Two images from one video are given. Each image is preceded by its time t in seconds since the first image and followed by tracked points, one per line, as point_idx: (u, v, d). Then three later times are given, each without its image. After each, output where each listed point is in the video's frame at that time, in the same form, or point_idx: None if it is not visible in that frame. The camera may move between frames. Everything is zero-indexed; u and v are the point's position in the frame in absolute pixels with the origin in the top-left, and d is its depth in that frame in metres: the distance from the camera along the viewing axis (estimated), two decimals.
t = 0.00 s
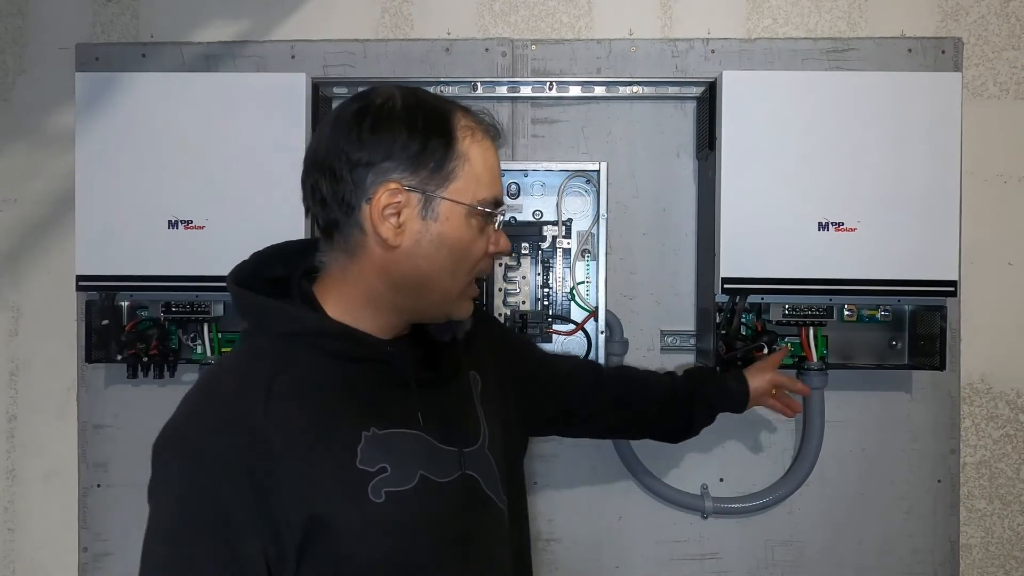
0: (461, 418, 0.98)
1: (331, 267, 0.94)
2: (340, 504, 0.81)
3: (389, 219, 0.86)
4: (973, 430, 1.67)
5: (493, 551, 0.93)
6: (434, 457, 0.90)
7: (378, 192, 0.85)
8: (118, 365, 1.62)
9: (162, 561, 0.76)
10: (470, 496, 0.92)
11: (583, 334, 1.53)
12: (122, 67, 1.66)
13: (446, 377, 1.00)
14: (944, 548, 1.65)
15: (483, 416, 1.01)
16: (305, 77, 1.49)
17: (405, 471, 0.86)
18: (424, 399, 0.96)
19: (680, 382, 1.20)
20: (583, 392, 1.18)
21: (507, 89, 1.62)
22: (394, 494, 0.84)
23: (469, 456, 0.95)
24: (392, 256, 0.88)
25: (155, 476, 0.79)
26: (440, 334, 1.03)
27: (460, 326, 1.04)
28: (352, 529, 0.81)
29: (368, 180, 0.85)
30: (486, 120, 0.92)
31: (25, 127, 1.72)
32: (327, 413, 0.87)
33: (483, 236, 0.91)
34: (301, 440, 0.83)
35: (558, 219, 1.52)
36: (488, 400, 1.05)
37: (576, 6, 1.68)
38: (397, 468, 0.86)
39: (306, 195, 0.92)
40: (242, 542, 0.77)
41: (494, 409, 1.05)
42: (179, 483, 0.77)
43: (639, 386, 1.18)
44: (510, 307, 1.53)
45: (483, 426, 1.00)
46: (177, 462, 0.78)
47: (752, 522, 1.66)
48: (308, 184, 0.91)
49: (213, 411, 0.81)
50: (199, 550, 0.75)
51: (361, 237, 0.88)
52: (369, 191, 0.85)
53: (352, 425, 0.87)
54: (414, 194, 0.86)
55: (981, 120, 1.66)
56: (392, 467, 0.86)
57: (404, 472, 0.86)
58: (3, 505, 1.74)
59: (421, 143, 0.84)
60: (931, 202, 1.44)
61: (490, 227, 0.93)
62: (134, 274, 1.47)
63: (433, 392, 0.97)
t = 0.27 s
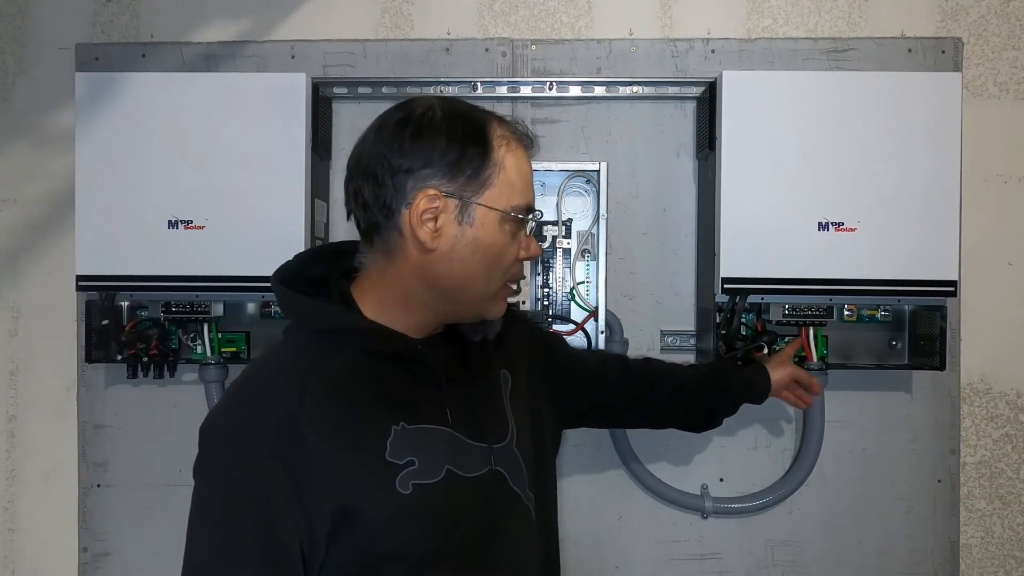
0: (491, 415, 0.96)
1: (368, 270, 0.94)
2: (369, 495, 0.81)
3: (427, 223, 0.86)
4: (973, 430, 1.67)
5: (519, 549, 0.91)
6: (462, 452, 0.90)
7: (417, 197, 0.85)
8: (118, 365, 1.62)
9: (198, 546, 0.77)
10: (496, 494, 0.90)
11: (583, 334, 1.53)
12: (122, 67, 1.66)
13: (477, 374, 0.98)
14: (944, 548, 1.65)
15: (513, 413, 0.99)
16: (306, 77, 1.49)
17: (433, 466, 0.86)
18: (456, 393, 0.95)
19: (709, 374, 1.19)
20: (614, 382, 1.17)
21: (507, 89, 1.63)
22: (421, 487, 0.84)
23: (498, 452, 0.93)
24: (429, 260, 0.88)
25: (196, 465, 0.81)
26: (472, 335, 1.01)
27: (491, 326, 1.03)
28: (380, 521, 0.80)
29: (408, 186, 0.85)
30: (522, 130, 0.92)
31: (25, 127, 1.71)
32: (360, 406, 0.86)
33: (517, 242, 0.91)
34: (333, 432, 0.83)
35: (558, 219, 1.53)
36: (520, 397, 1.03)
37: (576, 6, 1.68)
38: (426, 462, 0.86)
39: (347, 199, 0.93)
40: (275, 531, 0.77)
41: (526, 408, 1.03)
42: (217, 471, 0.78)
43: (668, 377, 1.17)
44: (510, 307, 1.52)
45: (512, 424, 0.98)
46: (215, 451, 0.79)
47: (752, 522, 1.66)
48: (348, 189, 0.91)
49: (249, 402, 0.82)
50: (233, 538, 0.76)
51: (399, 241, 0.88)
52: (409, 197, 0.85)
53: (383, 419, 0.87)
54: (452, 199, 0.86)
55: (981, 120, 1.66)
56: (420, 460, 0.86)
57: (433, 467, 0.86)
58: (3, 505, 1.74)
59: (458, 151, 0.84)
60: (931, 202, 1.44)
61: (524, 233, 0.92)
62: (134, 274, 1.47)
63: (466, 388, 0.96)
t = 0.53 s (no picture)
0: (497, 413, 0.96)
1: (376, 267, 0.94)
2: (371, 490, 0.81)
3: (433, 221, 0.86)
4: (973, 430, 1.67)
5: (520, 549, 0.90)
6: (465, 448, 0.90)
7: (423, 196, 0.85)
8: (118, 365, 1.62)
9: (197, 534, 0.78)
10: (499, 492, 0.90)
11: (583, 334, 1.53)
12: (122, 67, 1.66)
13: (483, 373, 0.98)
14: (944, 548, 1.65)
15: (518, 412, 0.99)
16: (306, 77, 1.49)
17: (435, 462, 0.86)
18: (460, 390, 0.94)
19: (714, 377, 1.21)
20: (624, 383, 1.17)
21: (507, 89, 1.62)
22: (423, 481, 0.84)
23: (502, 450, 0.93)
24: (434, 257, 0.88)
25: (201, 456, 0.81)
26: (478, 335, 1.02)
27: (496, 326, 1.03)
28: (381, 515, 0.81)
29: (415, 184, 0.85)
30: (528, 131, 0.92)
31: (25, 127, 1.71)
32: (365, 401, 0.87)
33: (522, 241, 0.90)
34: (339, 428, 0.83)
35: (558, 219, 1.53)
36: (528, 397, 1.02)
37: (576, 6, 1.68)
38: (428, 457, 0.86)
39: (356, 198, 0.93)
40: (279, 525, 0.78)
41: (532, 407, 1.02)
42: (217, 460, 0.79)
43: (677, 377, 1.20)
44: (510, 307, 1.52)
45: (517, 423, 0.98)
46: (218, 441, 0.80)
47: (752, 522, 1.66)
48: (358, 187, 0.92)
49: (254, 393, 0.82)
50: (236, 530, 0.76)
51: (405, 238, 0.88)
52: (415, 195, 0.86)
53: (386, 414, 0.87)
54: (460, 197, 0.86)
55: (981, 120, 1.66)
56: (423, 455, 0.86)
57: (435, 463, 0.86)
58: (3, 505, 1.74)
59: (464, 150, 0.84)
60: (931, 202, 1.44)
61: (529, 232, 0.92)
62: (134, 274, 1.47)
63: (472, 386, 0.96)
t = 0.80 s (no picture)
0: (495, 412, 0.96)
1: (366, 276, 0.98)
2: (366, 484, 0.81)
3: (386, 219, 0.88)
4: (973, 430, 1.67)
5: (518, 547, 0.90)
6: (461, 443, 0.90)
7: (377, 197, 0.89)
8: (118, 365, 1.63)
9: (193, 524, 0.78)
10: (497, 490, 0.90)
11: (583, 334, 1.53)
12: (122, 67, 1.66)
13: (481, 371, 0.98)
14: (944, 548, 1.65)
15: (517, 412, 0.99)
16: (306, 77, 1.49)
17: (431, 457, 0.86)
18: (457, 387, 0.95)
19: (712, 375, 1.21)
20: (620, 385, 1.17)
21: (507, 89, 1.62)
22: (418, 475, 0.84)
23: (499, 448, 0.93)
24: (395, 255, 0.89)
25: (197, 452, 0.81)
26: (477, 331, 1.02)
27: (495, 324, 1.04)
28: (375, 505, 0.80)
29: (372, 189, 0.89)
30: (489, 110, 0.93)
31: (25, 127, 1.72)
32: (361, 398, 0.87)
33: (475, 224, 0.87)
34: (336, 424, 0.84)
35: (558, 219, 1.53)
36: (527, 398, 1.03)
37: (576, 6, 1.68)
38: (423, 452, 0.86)
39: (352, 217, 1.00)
40: (272, 519, 0.77)
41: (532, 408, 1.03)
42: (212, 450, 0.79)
43: (673, 378, 1.19)
44: (510, 307, 1.53)
45: (516, 422, 0.98)
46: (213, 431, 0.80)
47: (752, 522, 1.66)
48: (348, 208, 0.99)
49: (251, 384, 0.83)
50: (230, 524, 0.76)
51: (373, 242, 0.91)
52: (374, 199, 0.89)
53: (383, 408, 0.88)
54: (430, 188, 0.86)
55: (981, 120, 1.66)
56: (419, 449, 0.86)
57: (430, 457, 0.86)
58: (3, 505, 1.74)
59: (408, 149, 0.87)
60: (931, 203, 1.44)
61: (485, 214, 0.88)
62: (134, 274, 1.47)
63: (469, 384, 0.96)
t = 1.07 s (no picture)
0: (494, 413, 0.96)
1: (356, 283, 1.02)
2: (362, 482, 0.81)
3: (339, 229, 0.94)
4: (973, 430, 1.67)
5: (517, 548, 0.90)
6: (458, 442, 0.90)
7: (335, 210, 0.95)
8: (118, 365, 1.63)
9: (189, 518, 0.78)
10: (495, 491, 0.90)
11: (583, 334, 1.53)
12: (122, 67, 1.66)
13: (480, 372, 0.98)
14: (944, 548, 1.65)
15: (517, 413, 0.99)
16: (306, 77, 1.49)
17: (426, 454, 0.86)
18: (455, 386, 0.95)
19: (711, 376, 1.21)
20: (620, 386, 1.17)
21: (507, 89, 1.62)
22: (413, 473, 0.84)
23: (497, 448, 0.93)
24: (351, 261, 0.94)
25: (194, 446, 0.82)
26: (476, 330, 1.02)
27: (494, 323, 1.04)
28: (369, 502, 0.80)
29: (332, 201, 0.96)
30: (426, 106, 0.93)
31: (24, 127, 1.71)
32: (359, 395, 0.88)
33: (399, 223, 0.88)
34: (333, 422, 0.84)
35: (558, 219, 1.52)
36: (528, 399, 1.02)
37: (576, 6, 1.68)
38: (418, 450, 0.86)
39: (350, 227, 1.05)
40: (267, 516, 0.77)
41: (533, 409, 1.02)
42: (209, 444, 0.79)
43: (673, 378, 1.20)
44: (510, 307, 1.53)
45: (516, 423, 0.98)
46: (211, 426, 0.81)
47: (752, 522, 1.66)
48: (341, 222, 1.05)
49: (248, 379, 0.83)
50: (225, 520, 0.76)
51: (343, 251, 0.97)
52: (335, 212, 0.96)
53: (379, 405, 0.88)
54: (357, 195, 0.90)
55: (982, 120, 1.66)
56: (414, 447, 0.86)
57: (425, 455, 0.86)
58: (3, 506, 1.74)
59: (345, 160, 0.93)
60: (931, 203, 1.44)
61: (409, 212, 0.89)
62: (134, 274, 1.47)
63: (468, 385, 0.96)
